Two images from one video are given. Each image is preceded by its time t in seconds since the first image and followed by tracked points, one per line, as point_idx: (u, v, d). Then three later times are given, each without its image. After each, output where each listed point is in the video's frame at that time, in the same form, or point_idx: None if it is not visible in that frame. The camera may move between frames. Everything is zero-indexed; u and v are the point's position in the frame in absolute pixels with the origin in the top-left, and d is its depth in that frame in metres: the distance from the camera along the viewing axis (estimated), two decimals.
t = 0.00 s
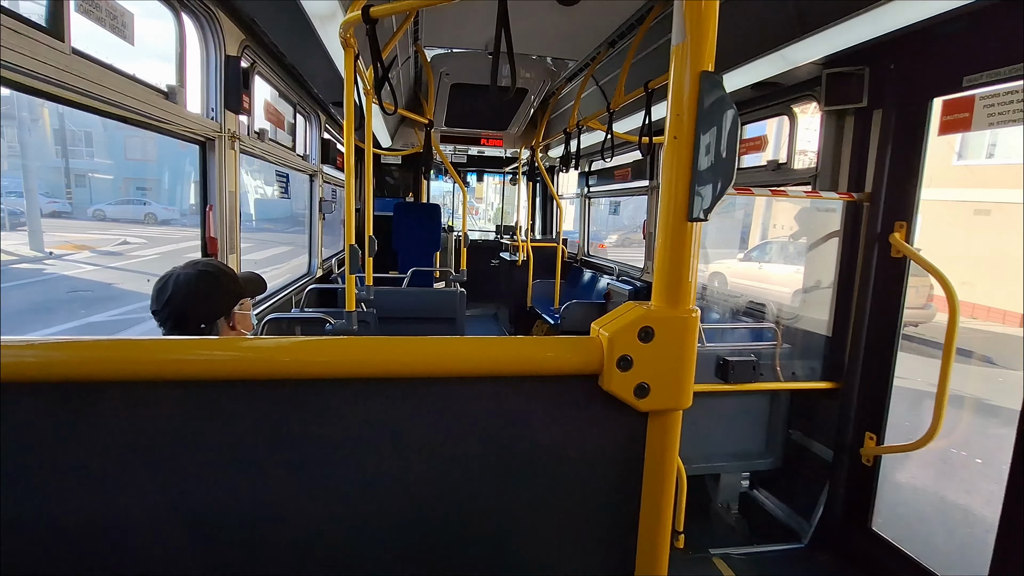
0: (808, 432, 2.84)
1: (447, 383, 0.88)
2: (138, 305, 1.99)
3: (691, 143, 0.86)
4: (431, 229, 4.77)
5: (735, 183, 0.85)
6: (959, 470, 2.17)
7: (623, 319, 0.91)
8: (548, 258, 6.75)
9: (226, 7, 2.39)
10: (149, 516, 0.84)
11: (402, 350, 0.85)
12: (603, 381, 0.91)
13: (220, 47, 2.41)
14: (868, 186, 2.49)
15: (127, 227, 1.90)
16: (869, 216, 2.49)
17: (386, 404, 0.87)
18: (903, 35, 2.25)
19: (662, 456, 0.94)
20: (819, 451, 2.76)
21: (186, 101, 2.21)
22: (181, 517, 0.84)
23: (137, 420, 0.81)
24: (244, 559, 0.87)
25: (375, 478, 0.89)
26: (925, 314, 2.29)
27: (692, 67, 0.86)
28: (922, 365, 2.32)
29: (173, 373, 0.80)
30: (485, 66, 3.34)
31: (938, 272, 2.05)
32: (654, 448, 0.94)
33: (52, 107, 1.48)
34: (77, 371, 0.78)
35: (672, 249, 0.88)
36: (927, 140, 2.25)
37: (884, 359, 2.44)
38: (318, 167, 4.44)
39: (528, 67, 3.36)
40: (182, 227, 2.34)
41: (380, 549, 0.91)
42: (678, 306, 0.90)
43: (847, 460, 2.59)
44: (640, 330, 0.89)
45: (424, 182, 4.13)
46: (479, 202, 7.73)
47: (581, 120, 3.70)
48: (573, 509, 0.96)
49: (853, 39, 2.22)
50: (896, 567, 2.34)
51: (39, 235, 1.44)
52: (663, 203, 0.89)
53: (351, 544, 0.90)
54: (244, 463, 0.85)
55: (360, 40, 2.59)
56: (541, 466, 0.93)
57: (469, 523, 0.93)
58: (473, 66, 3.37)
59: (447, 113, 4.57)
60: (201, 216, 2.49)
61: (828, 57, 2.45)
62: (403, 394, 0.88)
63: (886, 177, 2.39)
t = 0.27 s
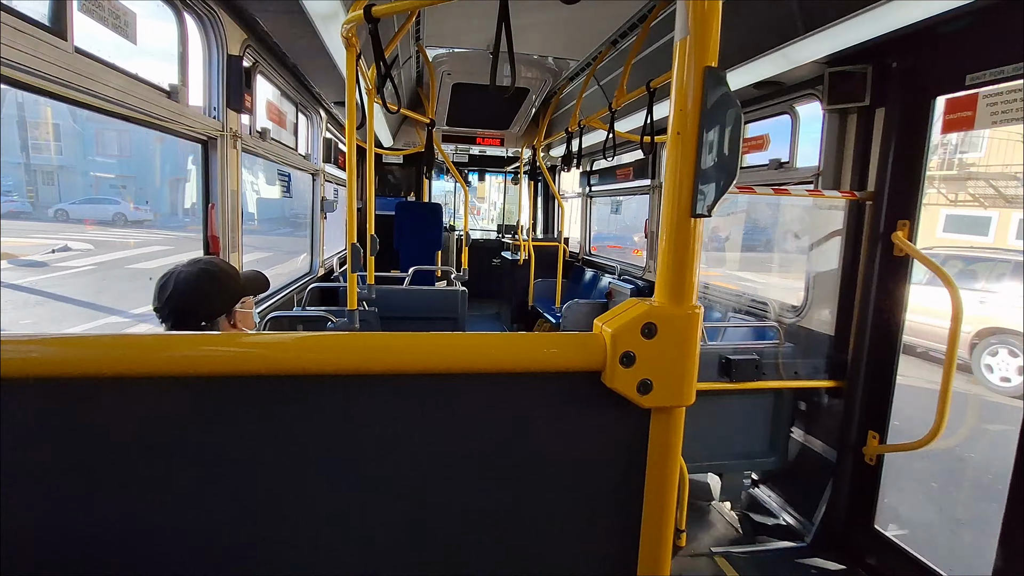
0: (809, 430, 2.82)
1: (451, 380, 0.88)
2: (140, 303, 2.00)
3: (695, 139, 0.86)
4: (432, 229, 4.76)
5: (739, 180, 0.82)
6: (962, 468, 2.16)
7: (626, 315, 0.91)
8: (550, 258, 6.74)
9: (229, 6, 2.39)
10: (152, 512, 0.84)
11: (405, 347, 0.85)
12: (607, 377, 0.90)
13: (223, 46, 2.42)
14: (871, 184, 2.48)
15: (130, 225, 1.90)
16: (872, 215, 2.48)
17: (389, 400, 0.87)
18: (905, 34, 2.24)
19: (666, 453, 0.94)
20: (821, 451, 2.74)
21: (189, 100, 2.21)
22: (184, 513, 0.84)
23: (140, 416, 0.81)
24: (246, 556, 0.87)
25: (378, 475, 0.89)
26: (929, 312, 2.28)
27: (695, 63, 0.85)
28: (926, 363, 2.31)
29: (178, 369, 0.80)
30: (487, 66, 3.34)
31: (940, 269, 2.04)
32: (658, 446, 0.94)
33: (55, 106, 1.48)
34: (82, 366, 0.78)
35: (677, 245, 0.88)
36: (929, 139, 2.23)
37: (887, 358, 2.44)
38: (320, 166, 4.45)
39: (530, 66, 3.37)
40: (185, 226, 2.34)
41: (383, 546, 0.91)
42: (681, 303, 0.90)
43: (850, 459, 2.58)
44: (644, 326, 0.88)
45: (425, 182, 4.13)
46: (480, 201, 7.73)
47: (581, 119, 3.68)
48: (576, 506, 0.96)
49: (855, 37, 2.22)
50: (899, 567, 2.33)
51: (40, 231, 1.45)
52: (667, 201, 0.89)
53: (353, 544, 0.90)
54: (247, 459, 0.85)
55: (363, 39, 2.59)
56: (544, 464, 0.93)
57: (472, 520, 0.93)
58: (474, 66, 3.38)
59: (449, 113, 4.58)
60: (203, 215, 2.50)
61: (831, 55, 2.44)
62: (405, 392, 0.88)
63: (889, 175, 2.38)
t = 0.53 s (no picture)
0: (809, 432, 2.81)
1: (450, 383, 0.89)
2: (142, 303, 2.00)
3: (694, 143, 0.86)
4: (433, 229, 4.77)
5: (736, 183, 0.85)
6: (962, 471, 2.16)
7: (625, 319, 0.91)
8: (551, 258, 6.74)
9: (231, 7, 2.40)
10: (151, 514, 0.84)
11: (405, 350, 0.86)
12: (605, 381, 0.91)
13: (224, 46, 2.43)
14: (872, 187, 2.47)
15: (132, 225, 1.91)
16: (873, 217, 2.46)
17: (388, 403, 0.87)
18: (907, 36, 2.24)
19: (664, 457, 0.94)
20: (821, 452, 2.73)
21: (191, 100, 2.22)
22: (184, 515, 0.85)
23: (140, 418, 0.81)
24: (246, 558, 0.88)
25: (376, 478, 0.89)
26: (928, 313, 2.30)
27: (695, 66, 0.86)
28: (926, 364, 2.31)
29: (179, 371, 0.80)
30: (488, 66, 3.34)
31: (942, 271, 2.04)
32: (656, 449, 0.94)
33: (59, 107, 1.49)
34: (84, 369, 0.78)
35: (675, 249, 0.88)
36: (932, 140, 2.23)
37: (888, 360, 2.44)
38: (322, 166, 4.45)
39: (531, 67, 3.37)
40: (187, 226, 2.35)
41: (381, 549, 0.91)
42: (680, 306, 0.90)
43: (850, 461, 2.58)
44: (642, 330, 0.89)
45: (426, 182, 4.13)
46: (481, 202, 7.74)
47: (583, 120, 3.68)
48: (574, 509, 0.96)
49: (857, 39, 2.21)
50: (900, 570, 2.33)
51: (43, 232, 1.46)
52: (667, 204, 0.89)
53: (352, 545, 0.90)
54: (246, 462, 0.85)
55: (364, 40, 2.60)
56: (542, 467, 0.94)
57: (470, 523, 0.93)
58: (475, 66, 3.38)
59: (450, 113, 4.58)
60: (204, 216, 2.50)
61: (833, 57, 2.44)
62: (405, 394, 0.88)
63: (890, 177, 2.38)
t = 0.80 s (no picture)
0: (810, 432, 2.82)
1: (448, 384, 0.89)
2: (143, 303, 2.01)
3: (691, 144, 0.87)
4: (433, 229, 4.78)
5: (734, 184, 0.85)
6: (963, 471, 2.16)
7: (623, 320, 0.91)
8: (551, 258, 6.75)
9: (232, 8, 2.40)
10: (151, 514, 0.84)
11: (404, 352, 0.86)
12: (603, 382, 0.91)
13: (225, 47, 2.43)
14: (872, 186, 2.47)
15: (133, 226, 1.92)
16: (874, 217, 2.45)
17: (386, 404, 0.88)
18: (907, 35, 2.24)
19: (662, 457, 0.95)
20: (821, 451, 2.73)
21: (192, 101, 2.22)
22: (184, 515, 0.85)
23: (140, 419, 0.82)
24: (246, 558, 0.88)
25: (376, 478, 0.90)
26: (928, 313, 2.29)
27: (692, 68, 0.86)
28: (927, 363, 2.32)
29: (180, 373, 0.81)
30: (488, 67, 3.35)
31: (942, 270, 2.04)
32: (654, 450, 0.95)
33: (61, 108, 1.49)
34: (85, 370, 0.79)
35: (673, 250, 0.89)
36: (933, 139, 2.23)
37: (889, 360, 2.44)
38: (322, 166, 4.46)
39: (531, 68, 3.37)
40: (188, 226, 2.36)
41: (380, 549, 0.92)
42: (678, 308, 0.90)
43: (851, 461, 2.58)
44: (640, 331, 0.89)
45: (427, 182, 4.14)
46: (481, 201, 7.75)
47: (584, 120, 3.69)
48: (573, 510, 0.96)
49: (857, 39, 2.21)
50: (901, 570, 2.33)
51: (44, 233, 1.47)
52: (664, 205, 0.90)
53: (351, 545, 0.91)
54: (246, 463, 0.86)
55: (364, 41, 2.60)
56: (540, 467, 0.94)
57: (468, 523, 0.93)
58: (476, 67, 3.38)
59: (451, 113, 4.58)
60: (205, 216, 2.51)
61: (833, 57, 2.44)
62: (404, 394, 0.88)
63: (891, 177, 2.37)
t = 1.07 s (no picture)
0: (811, 431, 2.82)
1: (449, 381, 0.89)
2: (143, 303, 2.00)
3: (693, 141, 0.86)
4: (434, 228, 4.77)
5: (737, 181, 0.84)
6: (965, 471, 2.16)
7: (626, 318, 0.91)
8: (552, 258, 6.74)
9: (231, 6, 2.39)
10: (150, 512, 0.84)
11: (404, 349, 0.86)
12: (605, 380, 0.90)
13: (225, 45, 2.43)
14: (874, 185, 2.46)
15: (133, 225, 1.91)
16: (875, 216, 2.45)
17: (387, 402, 0.87)
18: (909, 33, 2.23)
19: (663, 456, 0.94)
20: (822, 451, 2.73)
21: (191, 100, 2.22)
22: (184, 513, 0.85)
23: (139, 417, 0.81)
24: (245, 556, 0.88)
25: (376, 476, 0.89)
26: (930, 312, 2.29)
27: (694, 65, 0.86)
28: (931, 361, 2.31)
29: (179, 370, 0.80)
30: (489, 66, 3.34)
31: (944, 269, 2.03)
32: (656, 449, 0.94)
33: (60, 106, 1.49)
34: (84, 368, 0.78)
35: (675, 248, 0.88)
36: (934, 137, 2.23)
37: (890, 359, 2.43)
38: (322, 165, 4.45)
39: (532, 67, 3.37)
40: (187, 225, 2.35)
41: (380, 547, 0.91)
42: (680, 305, 0.90)
43: (852, 461, 2.58)
44: (642, 329, 0.89)
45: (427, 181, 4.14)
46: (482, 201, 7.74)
47: (585, 119, 3.68)
48: (575, 508, 0.96)
49: (858, 37, 2.21)
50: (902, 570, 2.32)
51: (43, 233, 1.46)
52: (666, 202, 0.89)
53: (352, 544, 0.90)
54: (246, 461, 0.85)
55: (364, 40, 2.60)
56: (541, 466, 0.93)
57: (469, 522, 0.93)
58: (476, 65, 3.38)
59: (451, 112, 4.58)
60: (205, 215, 2.50)
61: (835, 55, 2.43)
62: (405, 393, 0.88)
63: (893, 176, 2.36)
